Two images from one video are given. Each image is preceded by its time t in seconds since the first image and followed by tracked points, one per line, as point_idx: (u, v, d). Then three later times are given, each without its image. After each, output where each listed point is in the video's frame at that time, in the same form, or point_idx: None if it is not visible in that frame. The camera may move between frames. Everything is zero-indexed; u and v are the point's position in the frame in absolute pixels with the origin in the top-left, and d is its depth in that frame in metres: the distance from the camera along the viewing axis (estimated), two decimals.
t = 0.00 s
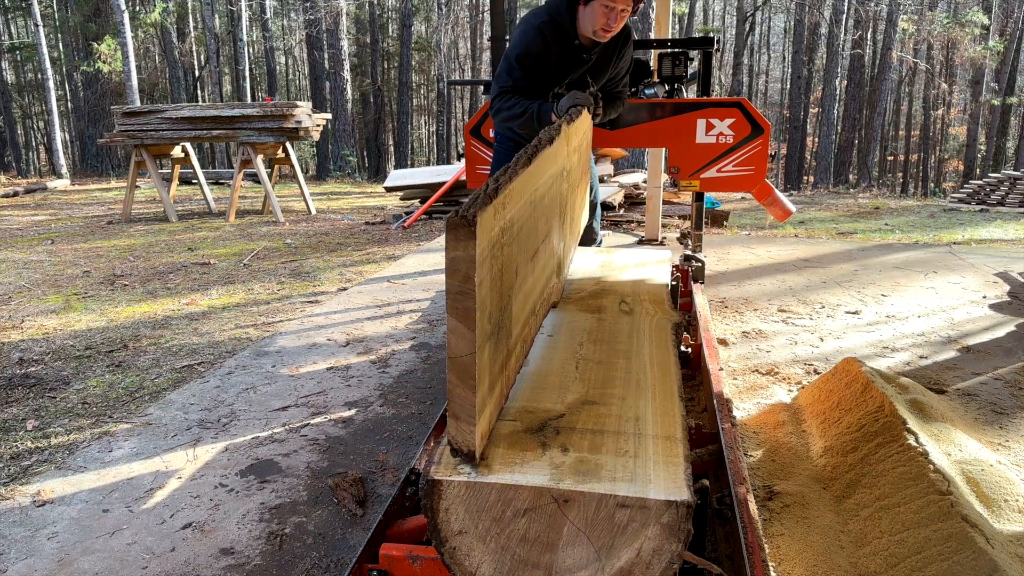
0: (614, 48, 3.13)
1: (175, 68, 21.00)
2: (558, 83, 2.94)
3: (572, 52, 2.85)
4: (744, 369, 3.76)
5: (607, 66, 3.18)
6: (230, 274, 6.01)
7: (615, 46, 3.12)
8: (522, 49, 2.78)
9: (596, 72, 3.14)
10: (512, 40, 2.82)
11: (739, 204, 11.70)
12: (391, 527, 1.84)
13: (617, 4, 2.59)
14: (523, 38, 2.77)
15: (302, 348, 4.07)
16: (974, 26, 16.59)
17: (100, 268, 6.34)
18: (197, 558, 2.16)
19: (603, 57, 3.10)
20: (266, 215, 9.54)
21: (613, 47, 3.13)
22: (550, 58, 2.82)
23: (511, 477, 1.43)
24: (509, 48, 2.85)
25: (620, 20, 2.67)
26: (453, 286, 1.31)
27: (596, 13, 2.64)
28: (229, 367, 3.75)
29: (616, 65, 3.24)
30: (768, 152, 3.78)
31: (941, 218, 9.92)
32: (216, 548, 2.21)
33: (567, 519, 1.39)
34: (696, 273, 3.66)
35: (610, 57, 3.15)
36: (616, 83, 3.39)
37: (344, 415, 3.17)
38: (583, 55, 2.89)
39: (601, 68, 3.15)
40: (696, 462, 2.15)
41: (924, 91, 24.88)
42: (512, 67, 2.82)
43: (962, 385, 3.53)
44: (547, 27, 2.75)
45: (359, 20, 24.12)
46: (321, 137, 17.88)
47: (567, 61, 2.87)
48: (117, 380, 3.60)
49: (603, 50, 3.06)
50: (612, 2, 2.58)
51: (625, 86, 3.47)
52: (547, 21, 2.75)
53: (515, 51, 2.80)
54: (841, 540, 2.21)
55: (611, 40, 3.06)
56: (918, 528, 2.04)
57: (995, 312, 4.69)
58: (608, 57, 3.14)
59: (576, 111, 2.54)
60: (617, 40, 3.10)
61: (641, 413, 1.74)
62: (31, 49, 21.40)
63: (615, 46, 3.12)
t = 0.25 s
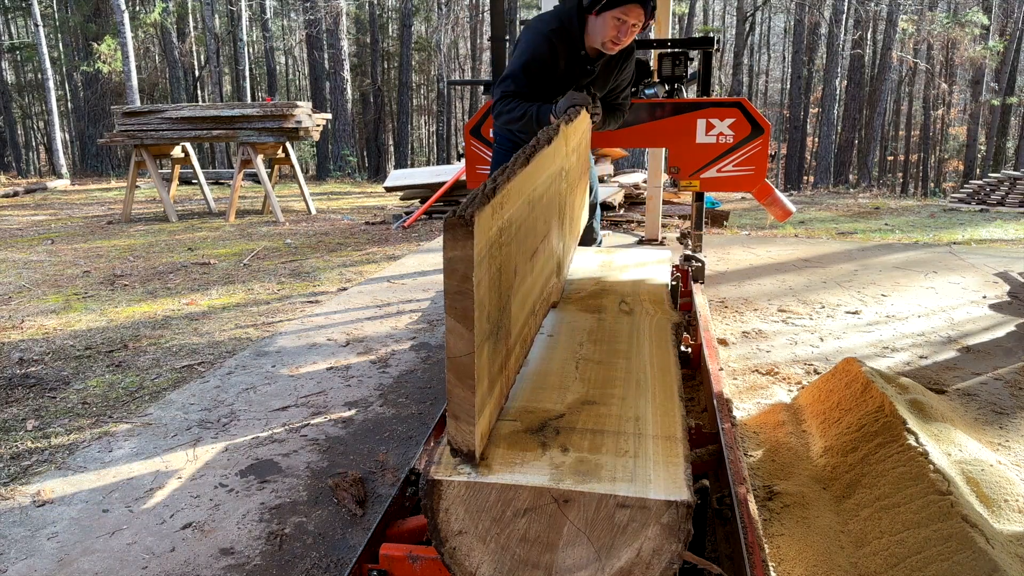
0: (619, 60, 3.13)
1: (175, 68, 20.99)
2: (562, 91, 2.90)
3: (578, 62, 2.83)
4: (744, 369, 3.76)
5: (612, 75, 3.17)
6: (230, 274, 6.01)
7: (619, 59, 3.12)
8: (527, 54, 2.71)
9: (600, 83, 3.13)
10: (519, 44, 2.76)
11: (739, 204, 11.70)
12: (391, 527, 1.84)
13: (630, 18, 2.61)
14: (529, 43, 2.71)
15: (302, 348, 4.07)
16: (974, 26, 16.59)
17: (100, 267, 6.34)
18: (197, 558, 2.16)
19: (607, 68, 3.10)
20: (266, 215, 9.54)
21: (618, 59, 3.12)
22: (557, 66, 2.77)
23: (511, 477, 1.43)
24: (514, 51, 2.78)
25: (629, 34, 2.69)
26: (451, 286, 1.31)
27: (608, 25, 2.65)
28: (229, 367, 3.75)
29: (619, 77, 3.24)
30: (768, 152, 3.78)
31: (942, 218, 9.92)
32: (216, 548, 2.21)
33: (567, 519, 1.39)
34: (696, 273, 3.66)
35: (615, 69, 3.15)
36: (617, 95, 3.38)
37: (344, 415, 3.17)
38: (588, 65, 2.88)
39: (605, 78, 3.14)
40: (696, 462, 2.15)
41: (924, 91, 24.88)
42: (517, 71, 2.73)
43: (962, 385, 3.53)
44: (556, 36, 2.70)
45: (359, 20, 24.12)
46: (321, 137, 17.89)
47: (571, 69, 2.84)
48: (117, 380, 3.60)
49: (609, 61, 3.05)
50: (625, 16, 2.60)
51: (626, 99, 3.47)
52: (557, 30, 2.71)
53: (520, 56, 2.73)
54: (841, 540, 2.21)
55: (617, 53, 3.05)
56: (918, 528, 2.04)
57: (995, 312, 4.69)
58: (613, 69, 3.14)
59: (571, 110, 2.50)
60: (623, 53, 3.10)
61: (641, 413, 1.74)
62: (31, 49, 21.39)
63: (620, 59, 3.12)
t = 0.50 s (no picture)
0: (625, 72, 3.13)
1: (175, 68, 20.97)
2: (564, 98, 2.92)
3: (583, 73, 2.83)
4: (744, 369, 3.76)
5: (616, 85, 3.17)
6: (230, 274, 6.01)
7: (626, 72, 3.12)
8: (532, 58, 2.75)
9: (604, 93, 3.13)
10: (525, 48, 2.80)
11: (739, 204, 11.70)
12: (391, 527, 1.84)
13: (639, 34, 2.57)
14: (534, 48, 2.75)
15: (302, 347, 4.07)
16: (974, 26, 16.59)
17: (100, 268, 6.34)
18: (197, 558, 2.16)
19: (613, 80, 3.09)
20: (266, 215, 9.54)
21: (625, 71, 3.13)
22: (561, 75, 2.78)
23: (511, 477, 1.43)
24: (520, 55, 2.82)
25: (638, 50, 2.65)
26: (443, 286, 1.31)
27: (617, 38, 2.61)
28: (229, 367, 3.75)
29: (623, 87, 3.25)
30: (768, 151, 3.77)
31: (941, 218, 9.92)
32: (216, 548, 2.21)
33: (567, 519, 1.39)
34: (697, 273, 3.66)
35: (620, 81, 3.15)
36: (620, 104, 3.38)
37: (344, 415, 3.17)
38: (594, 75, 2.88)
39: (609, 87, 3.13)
40: (696, 462, 2.15)
41: (924, 91, 24.88)
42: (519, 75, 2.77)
43: (962, 385, 3.53)
44: (563, 44, 2.71)
45: (359, 20, 24.12)
46: (321, 138, 17.89)
47: (575, 79, 2.83)
48: (117, 380, 3.60)
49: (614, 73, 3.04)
50: (635, 32, 2.56)
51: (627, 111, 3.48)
52: (564, 38, 2.70)
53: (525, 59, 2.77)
54: (841, 540, 2.21)
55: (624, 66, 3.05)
56: (918, 528, 2.04)
57: (995, 312, 4.69)
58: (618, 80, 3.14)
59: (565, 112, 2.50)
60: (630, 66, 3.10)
61: (641, 413, 1.74)
62: (31, 49, 21.39)
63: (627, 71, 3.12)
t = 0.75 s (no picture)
0: (626, 76, 3.14)
1: (175, 68, 20.96)
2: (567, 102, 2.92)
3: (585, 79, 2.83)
4: (744, 369, 3.76)
5: (616, 89, 3.18)
6: (230, 274, 6.01)
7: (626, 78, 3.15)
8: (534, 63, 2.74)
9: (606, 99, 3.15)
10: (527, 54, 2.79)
11: (739, 204, 11.70)
12: (391, 527, 1.84)
13: (640, 43, 2.60)
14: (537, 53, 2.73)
15: (302, 348, 4.07)
16: (974, 26, 16.59)
17: (100, 268, 6.34)
18: (197, 558, 2.16)
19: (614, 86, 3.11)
20: (266, 215, 9.54)
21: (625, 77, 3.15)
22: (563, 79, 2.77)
23: (511, 477, 1.43)
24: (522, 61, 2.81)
25: (637, 58, 2.69)
26: (451, 286, 1.31)
27: (617, 46, 2.64)
28: (229, 367, 3.75)
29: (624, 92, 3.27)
30: (768, 152, 3.77)
31: (941, 218, 9.92)
32: (216, 548, 2.21)
33: (567, 519, 1.39)
34: (697, 273, 3.66)
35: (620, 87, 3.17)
36: (620, 108, 3.37)
37: (344, 415, 3.17)
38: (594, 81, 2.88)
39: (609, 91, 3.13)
40: (696, 462, 2.15)
41: (924, 91, 24.87)
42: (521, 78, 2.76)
43: (962, 385, 3.53)
44: (565, 49, 2.71)
45: (359, 20, 24.12)
46: (322, 138, 17.89)
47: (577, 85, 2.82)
48: (117, 380, 3.60)
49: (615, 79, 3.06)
50: (635, 41, 2.59)
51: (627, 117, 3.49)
52: (565, 44, 2.71)
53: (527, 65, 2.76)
54: (840, 540, 2.21)
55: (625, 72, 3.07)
56: (918, 528, 2.04)
57: (995, 312, 4.69)
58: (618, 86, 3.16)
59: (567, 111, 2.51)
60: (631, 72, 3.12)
61: (641, 413, 1.74)
62: (31, 49, 21.38)
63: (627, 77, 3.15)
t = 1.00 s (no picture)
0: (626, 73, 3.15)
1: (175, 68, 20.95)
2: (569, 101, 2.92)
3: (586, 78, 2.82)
4: (744, 369, 3.76)
5: (616, 87, 3.18)
6: (230, 274, 6.01)
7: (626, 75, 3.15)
8: (534, 65, 2.74)
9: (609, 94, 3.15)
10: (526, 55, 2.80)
11: (739, 204, 11.70)
12: (391, 527, 1.84)
13: (637, 42, 2.60)
14: (535, 54, 2.74)
15: (303, 348, 4.07)
16: (974, 26, 16.60)
17: (100, 267, 6.34)
18: (197, 558, 2.16)
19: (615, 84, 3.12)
20: (266, 215, 9.54)
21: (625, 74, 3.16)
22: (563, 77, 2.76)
23: (511, 477, 1.43)
24: (521, 63, 2.82)
25: (635, 56, 2.70)
26: (460, 287, 1.31)
27: (614, 45, 2.64)
28: (229, 367, 3.75)
29: (624, 89, 3.27)
30: (768, 151, 3.77)
31: (941, 218, 9.92)
32: (216, 548, 2.21)
33: (567, 519, 1.39)
34: (697, 273, 3.65)
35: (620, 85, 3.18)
36: (622, 104, 3.36)
37: (344, 415, 3.17)
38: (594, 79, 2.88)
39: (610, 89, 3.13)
40: (696, 462, 2.15)
41: (924, 91, 24.88)
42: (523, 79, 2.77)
43: (962, 385, 3.53)
44: (563, 48, 2.71)
45: (359, 20, 24.12)
46: (322, 138, 17.89)
47: (578, 84, 2.80)
48: (117, 380, 3.60)
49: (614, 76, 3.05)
50: (631, 40, 2.59)
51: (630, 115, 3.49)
52: (563, 43, 2.70)
53: (527, 67, 2.77)
54: (840, 540, 2.21)
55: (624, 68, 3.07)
56: (918, 528, 2.04)
57: (995, 312, 4.69)
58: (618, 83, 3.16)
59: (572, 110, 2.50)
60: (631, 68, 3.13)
61: (641, 413, 1.74)
62: (31, 49, 21.38)
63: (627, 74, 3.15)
